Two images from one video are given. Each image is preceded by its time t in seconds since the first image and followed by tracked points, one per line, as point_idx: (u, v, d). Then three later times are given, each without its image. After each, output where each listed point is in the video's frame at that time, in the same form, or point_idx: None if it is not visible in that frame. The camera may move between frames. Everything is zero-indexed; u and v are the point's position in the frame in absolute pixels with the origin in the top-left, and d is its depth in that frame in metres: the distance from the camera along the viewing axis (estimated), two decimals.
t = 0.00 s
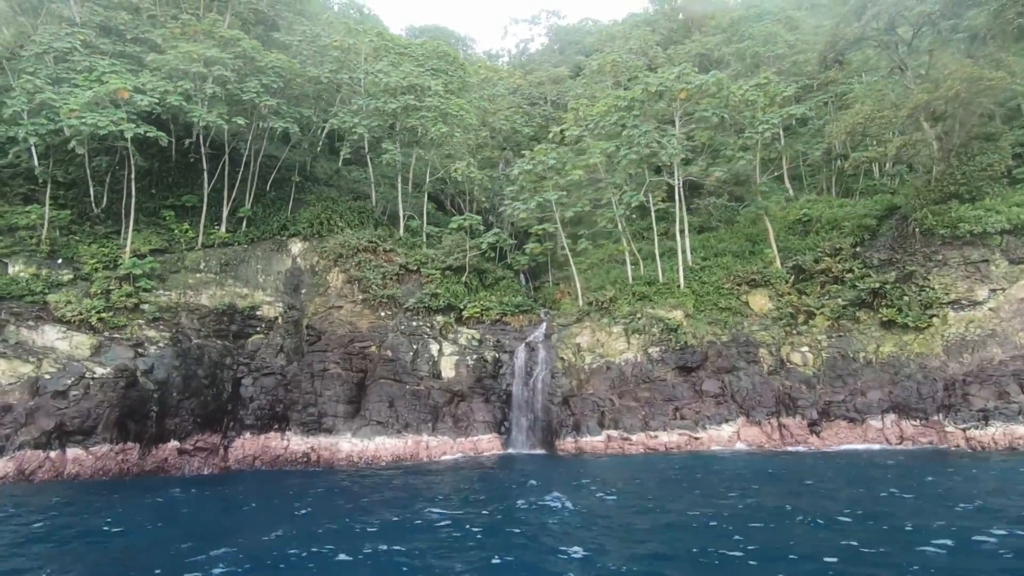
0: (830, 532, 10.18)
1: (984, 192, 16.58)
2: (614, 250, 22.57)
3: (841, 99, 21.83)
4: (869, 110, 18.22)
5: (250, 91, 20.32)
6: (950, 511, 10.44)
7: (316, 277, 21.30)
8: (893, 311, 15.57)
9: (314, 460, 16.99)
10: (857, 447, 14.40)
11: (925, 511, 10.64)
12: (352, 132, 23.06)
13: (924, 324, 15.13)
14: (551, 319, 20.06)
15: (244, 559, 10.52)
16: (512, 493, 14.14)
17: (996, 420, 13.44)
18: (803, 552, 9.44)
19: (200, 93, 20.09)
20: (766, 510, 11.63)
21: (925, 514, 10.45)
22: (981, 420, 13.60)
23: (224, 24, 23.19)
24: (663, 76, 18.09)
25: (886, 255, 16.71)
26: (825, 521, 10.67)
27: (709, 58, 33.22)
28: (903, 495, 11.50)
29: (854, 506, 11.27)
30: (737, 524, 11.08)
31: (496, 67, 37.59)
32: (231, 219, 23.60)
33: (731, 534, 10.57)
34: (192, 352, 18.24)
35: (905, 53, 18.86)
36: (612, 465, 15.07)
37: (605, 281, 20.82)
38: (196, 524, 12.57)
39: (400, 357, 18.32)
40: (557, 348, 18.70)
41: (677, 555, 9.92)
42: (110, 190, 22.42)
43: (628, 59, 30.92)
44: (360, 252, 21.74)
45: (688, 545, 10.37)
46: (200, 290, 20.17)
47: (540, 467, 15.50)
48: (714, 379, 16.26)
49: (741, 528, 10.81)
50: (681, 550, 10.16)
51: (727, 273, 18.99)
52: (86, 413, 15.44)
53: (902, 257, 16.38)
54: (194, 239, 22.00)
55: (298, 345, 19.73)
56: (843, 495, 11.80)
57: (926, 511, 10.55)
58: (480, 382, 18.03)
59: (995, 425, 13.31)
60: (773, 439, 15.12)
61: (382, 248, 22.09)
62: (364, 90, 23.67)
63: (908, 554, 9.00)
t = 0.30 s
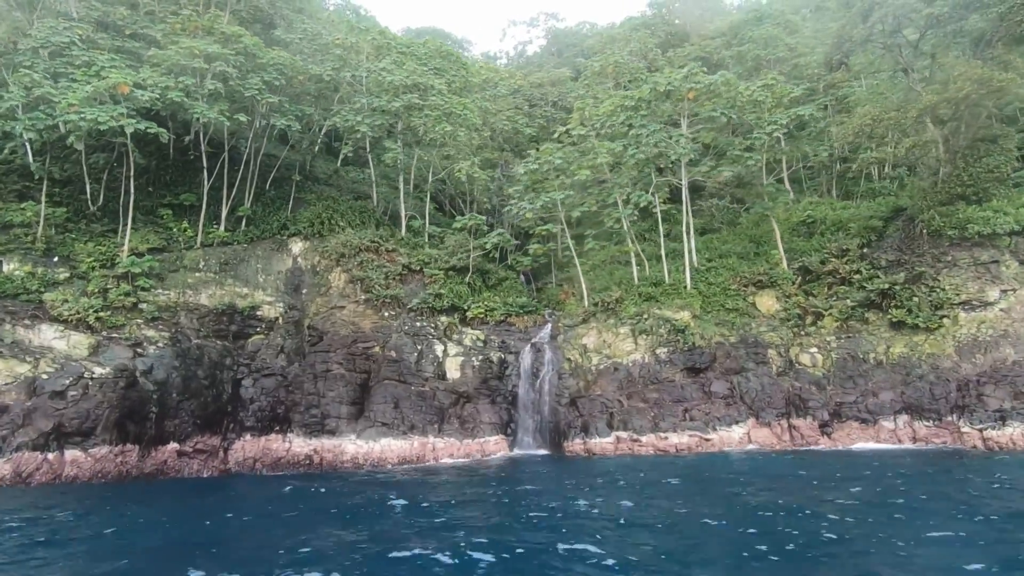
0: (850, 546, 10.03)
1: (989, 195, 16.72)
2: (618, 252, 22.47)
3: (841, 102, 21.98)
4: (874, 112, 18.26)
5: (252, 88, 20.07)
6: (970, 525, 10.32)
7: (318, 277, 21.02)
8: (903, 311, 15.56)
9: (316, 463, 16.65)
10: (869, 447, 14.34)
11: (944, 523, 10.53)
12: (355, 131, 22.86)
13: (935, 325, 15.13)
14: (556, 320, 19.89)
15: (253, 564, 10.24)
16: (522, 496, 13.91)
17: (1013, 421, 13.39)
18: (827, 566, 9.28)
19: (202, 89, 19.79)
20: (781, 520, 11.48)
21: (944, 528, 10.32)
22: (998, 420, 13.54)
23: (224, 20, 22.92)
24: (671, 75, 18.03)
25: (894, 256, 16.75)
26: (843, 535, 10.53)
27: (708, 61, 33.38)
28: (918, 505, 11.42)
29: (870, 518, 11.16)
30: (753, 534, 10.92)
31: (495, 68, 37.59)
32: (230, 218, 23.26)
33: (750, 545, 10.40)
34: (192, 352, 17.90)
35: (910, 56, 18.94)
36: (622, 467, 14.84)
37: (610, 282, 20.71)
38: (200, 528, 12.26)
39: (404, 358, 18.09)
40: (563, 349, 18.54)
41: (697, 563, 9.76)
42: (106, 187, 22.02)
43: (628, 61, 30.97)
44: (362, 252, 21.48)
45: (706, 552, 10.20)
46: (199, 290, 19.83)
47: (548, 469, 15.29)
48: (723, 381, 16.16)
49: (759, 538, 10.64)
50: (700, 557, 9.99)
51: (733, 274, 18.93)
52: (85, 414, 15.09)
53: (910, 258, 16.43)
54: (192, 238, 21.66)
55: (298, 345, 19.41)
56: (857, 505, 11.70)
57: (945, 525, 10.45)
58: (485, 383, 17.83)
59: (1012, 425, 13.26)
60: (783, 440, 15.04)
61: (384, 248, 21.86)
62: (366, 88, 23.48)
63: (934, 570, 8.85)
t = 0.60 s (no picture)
0: (869, 542, 9.98)
1: (992, 191, 16.82)
2: (620, 248, 22.38)
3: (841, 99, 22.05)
4: (878, 108, 18.29)
5: (251, 82, 19.71)
6: (986, 520, 10.32)
7: (317, 274, 20.75)
8: (910, 306, 15.58)
9: (320, 462, 16.39)
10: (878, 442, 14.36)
11: (960, 518, 10.54)
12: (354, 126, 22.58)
13: (943, 320, 15.18)
14: (560, 317, 19.77)
15: (265, 566, 10.01)
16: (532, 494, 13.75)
17: None
18: (849, 563, 9.21)
19: (199, 83, 19.39)
20: (796, 516, 11.43)
21: (962, 523, 10.31)
22: (1010, 413, 13.56)
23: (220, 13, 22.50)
24: (677, 70, 17.91)
25: (899, 252, 16.83)
26: (861, 530, 10.49)
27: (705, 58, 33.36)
28: (932, 499, 11.42)
29: (885, 513, 11.14)
30: (770, 530, 10.86)
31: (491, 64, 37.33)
32: (226, 214, 22.88)
33: (768, 542, 10.33)
34: (190, 351, 17.54)
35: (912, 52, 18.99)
36: (631, 464, 14.72)
37: (613, 279, 20.61)
38: (207, 530, 12.00)
39: (408, 355, 17.87)
40: (568, 346, 18.41)
41: (718, 561, 9.66)
42: (99, 183, 21.59)
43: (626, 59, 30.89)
44: (362, 249, 21.23)
45: (725, 549, 10.11)
46: (196, 287, 19.46)
47: (556, 466, 15.16)
48: (729, 377, 16.12)
49: (775, 536, 10.58)
50: (721, 555, 9.90)
51: (736, 270, 18.92)
52: (83, 414, 14.71)
53: (915, 253, 16.53)
54: (189, 235, 21.29)
55: (298, 344, 19.11)
56: (871, 501, 11.69)
57: (962, 520, 10.44)
58: (490, 380, 17.62)
59: None
60: (791, 436, 15.05)
61: (385, 245, 21.64)
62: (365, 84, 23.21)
63: (958, 566, 8.81)
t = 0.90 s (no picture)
0: (886, 538, 9.96)
1: (998, 188, 16.89)
2: (623, 245, 22.29)
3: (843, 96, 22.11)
4: (884, 105, 18.28)
5: (251, 75, 19.38)
6: (1000, 515, 10.35)
7: (319, 271, 20.50)
8: (918, 303, 15.70)
9: (323, 461, 16.19)
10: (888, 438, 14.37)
11: (974, 514, 10.55)
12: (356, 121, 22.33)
13: (951, 316, 15.31)
14: (564, 313, 19.67)
15: (277, 566, 9.84)
16: (542, 491, 13.63)
17: None
18: (868, 559, 9.19)
19: (199, 75, 19.04)
20: (810, 512, 11.39)
21: (976, 518, 10.32)
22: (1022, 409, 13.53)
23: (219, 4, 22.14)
24: (684, 65, 17.81)
25: (905, 249, 16.99)
26: (877, 526, 10.44)
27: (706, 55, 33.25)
28: (946, 495, 11.42)
29: (899, 509, 11.12)
30: (786, 527, 10.80)
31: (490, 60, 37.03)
32: (225, 210, 22.54)
33: (784, 538, 10.30)
34: (190, 348, 17.25)
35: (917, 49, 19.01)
36: (640, 461, 14.64)
37: (618, 276, 20.52)
38: (213, 530, 11.77)
39: (412, 352, 17.69)
40: (573, 343, 18.31)
41: (737, 558, 9.57)
42: (95, 176, 21.19)
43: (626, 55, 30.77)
44: (364, 245, 21.01)
45: (743, 546, 10.04)
46: (195, 284, 19.12)
47: (563, 464, 15.04)
48: (737, 373, 16.09)
49: (791, 532, 10.56)
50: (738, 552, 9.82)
51: (741, 266, 18.91)
52: (84, 412, 14.41)
53: (922, 250, 16.71)
54: (187, 231, 20.99)
55: (299, 340, 18.85)
56: (884, 497, 11.66)
57: (978, 515, 10.43)
58: (496, 377, 17.48)
59: None
60: (800, 432, 15.04)
61: (387, 241, 21.43)
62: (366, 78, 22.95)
63: (979, 562, 8.79)
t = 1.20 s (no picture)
0: (900, 530, 9.99)
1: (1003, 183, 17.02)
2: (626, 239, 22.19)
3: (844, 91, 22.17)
4: (890, 100, 18.27)
5: (251, 63, 19.02)
6: (1010, 507, 10.42)
7: (319, 263, 20.24)
8: (924, 297, 15.79)
9: (326, 455, 16.01)
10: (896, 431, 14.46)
11: (985, 506, 10.60)
12: (356, 111, 22.03)
13: (957, 310, 15.39)
14: (568, 307, 19.56)
15: (290, 562, 9.68)
16: (550, 486, 13.54)
17: None
18: (884, 551, 9.21)
19: (197, 63, 18.70)
20: (822, 505, 11.39)
21: (987, 511, 10.38)
22: None
23: None
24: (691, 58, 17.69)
25: (910, 243, 17.02)
26: (891, 519, 10.45)
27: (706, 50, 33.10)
28: (953, 487, 11.49)
29: (910, 501, 11.15)
30: (799, 520, 10.80)
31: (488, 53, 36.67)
32: (221, 202, 22.21)
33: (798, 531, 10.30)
34: (190, 342, 16.95)
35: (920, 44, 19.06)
36: (648, 455, 14.59)
37: (622, 270, 20.44)
38: (222, 525, 11.58)
39: (416, 346, 17.51)
40: (578, 336, 18.21)
41: (755, 551, 9.54)
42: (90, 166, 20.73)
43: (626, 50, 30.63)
44: (365, 238, 20.78)
45: (758, 539, 10.01)
46: (194, 276, 18.76)
47: (570, 458, 14.95)
48: (742, 367, 16.10)
49: (804, 525, 10.56)
50: (756, 545, 9.80)
51: (746, 260, 18.89)
52: (84, 406, 14.11)
53: (927, 245, 16.77)
54: (184, 223, 20.55)
55: (300, 334, 18.60)
56: (894, 489, 11.70)
57: (989, 507, 10.49)
58: (501, 371, 17.34)
59: None
60: (807, 426, 15.08)
61: (388, 234, 21.18)
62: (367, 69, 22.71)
63: (995, 553, 8.83)
